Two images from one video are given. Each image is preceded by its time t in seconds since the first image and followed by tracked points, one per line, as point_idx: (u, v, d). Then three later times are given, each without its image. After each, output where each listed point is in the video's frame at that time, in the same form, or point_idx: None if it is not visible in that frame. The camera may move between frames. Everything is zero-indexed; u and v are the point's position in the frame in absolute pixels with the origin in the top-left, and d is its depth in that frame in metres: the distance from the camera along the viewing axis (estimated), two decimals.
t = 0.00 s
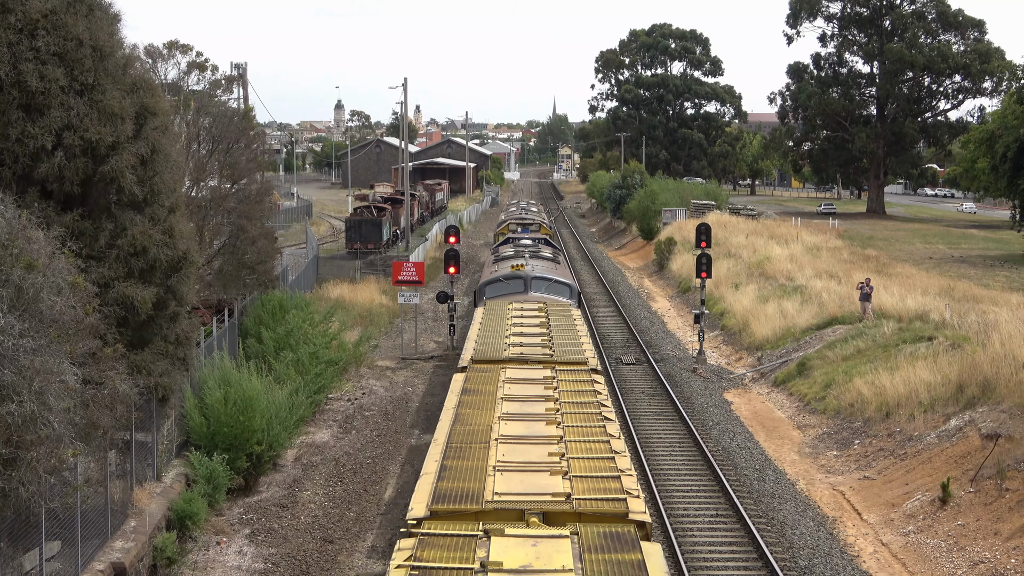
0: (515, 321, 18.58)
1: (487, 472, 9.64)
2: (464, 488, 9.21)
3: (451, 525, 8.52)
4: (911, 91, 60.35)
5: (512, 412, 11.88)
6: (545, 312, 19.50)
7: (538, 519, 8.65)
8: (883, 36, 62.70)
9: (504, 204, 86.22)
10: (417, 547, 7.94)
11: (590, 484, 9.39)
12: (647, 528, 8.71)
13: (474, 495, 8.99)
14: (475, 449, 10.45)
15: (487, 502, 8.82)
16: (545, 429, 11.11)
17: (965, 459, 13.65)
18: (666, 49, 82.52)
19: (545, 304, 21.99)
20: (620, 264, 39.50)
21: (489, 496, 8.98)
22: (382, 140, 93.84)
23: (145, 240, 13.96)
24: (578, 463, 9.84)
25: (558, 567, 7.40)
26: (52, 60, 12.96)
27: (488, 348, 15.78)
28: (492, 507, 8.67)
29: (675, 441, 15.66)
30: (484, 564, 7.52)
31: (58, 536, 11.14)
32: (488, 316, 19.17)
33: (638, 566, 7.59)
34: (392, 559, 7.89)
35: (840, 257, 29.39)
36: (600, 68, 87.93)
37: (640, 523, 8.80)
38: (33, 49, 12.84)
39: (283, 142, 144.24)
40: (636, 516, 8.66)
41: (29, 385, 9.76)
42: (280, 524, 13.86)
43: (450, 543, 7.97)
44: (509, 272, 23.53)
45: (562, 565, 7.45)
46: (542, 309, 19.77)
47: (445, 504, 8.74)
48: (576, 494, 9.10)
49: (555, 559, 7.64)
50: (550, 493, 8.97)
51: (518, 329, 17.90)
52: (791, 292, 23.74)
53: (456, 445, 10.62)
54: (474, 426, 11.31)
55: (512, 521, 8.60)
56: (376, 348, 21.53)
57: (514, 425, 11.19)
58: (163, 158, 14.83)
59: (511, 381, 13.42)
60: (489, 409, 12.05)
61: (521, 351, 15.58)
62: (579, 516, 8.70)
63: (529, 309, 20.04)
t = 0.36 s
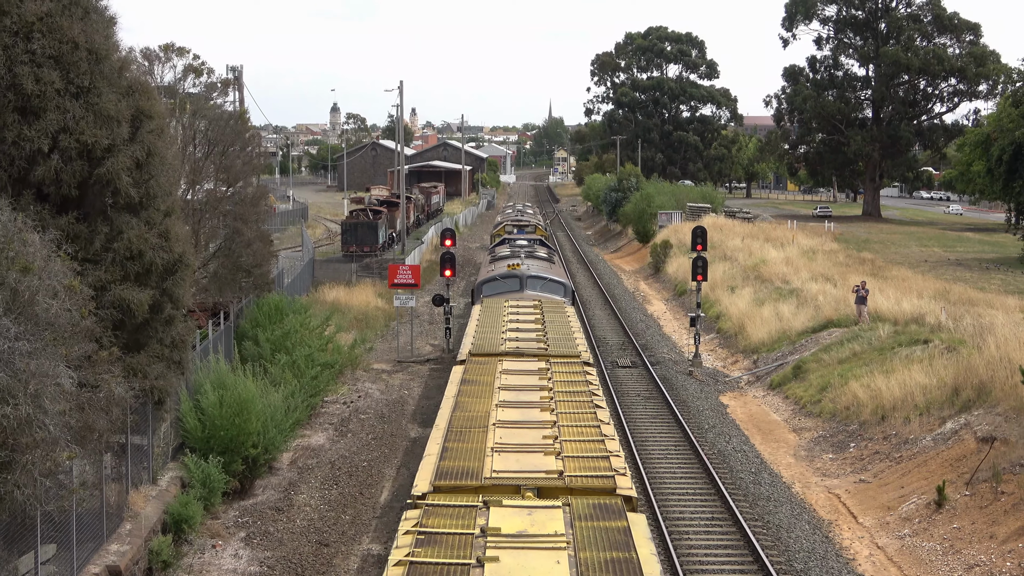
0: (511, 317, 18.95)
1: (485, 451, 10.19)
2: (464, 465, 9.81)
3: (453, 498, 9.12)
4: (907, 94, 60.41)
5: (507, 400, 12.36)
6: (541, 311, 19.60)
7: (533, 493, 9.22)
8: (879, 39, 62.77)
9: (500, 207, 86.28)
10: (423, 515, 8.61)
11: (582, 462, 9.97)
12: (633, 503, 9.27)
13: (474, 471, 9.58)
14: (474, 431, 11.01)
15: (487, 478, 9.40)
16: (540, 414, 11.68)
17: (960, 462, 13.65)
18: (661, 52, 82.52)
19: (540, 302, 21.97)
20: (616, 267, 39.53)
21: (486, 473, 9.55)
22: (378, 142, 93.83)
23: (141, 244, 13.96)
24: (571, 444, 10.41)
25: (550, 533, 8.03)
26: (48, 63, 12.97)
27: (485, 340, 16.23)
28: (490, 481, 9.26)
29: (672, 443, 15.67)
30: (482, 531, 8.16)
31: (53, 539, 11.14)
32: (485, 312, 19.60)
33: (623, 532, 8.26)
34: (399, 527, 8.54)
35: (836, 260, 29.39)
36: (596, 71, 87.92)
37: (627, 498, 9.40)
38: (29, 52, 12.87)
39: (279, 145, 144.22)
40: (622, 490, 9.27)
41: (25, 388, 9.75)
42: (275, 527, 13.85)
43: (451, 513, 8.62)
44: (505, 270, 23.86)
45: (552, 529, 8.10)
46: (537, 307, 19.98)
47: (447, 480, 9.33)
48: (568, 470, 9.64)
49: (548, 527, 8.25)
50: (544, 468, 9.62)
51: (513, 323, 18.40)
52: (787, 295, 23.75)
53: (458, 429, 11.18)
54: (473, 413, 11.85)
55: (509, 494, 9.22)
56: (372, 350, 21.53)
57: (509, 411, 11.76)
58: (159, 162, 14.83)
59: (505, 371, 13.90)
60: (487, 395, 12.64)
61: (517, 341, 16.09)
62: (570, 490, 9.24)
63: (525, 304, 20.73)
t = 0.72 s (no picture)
0: (507, 318, 19.73)
1: (483, 437, 11.20)
2: (463, 448, 10.85)
3: (454, 476, 10.14)
4: (902, 97, 60.49)
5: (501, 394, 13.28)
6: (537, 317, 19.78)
7: (528, 472, 10.26)
8: (874, 43, 62.80)
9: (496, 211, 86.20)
10: (428, 491, 9.70)
11: (573, 446, 11.00)
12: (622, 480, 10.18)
13: (474, 455, 10.59)
14: (473, 419, 12.02)
15: (486, 460, 10.40)
16: (534, 404, 12.74)
17: (956, 465, 13.66)
18: (657, 55, 82.43)
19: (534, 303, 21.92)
20: (612, 271, 39.51)
21: (486, 456, 10.53)
22: (373, 146, 93.73)
23: (136, 247, 13.96)
24: (563, 430, 11.37)
25: (543, 504, 9.15)
26: (44, 67, 12.99)
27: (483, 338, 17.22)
28: (490, 462, 10.26)
29: (668, 447, 15.68)
30: (483, 503, 9.28)
31: (50, 544, 11.14)
32: (481, 311, 20.55)
33: (611, 504, 9.39)
34: (406, 501, 9.64)
35: (832, 263, 29.42)
36: (592, 75, 87.96)
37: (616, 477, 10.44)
38: (25, 57, 12.89)
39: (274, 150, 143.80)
40: (610, 470, 10.26)
41: (21, 393, 9.75)
42: (272, 532, 13.84)
43: (454, 488, 9.70)
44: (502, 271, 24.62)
45: (545, 500, 9.26)
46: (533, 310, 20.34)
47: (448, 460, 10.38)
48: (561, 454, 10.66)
49: (542, 499, 9.40)
50: (539, 449, 10.65)
51: (508, 325, 19.11)
52: (783, 299, 23.77)
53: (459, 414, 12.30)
54: (471, 402, 12.89)
55: (507, 473, 10.26)
56: (368, 354, 21.52)
57: (506, 400, 12.85)
58: (155, 166, 14.83)
59: (503, 366, 14.88)
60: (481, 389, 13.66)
61: (512, 339, 17.05)
62: (562, 470, 10.30)
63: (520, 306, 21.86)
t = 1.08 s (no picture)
0: (503, 317, 20.18)
1: (480, 424, 11.75)
2: (461, 434, 11.35)
3: (454, 457, 10.68)
4: (898, 102, 60.58)
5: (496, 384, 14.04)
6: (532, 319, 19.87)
7: (523, 455, 10.83)
8: (870, 48, 62.90)
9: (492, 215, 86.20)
10: (430, 470, 10.13)
11: (566, 432, 11.58)
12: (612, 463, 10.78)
13: (471, 440, 11.10)
14: (471, 407, 12.58)
15: (483, 445, 10.94)
16: (529, 394, 13.31)
17: (951, 470, 13.67)
18: (652, 59, 82.41)
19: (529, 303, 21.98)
20: (608, 275, 39.54)
21: (483, 440, 11.06)
22: (369, 151, 93.75)
23: (132, 252, 13.93)
24: (556, 417, 12.00)
25: (538, 481, 9.69)
26: (39, 71, 12.98)
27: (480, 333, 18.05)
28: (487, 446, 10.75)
29: (663, 451, 15.69)
30: (482, 480, 9.80)
31: (44, 549, 11.13)
32: (477, 310, 21.11)
33: (601, 482, 9.94)
34: (409, 480, 10.05)
35: (828, 268, 29.46)
36: (588, 79, 88.01)
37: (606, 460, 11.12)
38: (20, 60, 12.89)
39: (269, 154, 143.70)
40: (601, 452, 10.95)
41: (16, 398, 9.76)
42: (268, 536, 13.83)
43: (453, 467, 10.20)
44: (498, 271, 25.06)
45: (540, 477, 9.81)
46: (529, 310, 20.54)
47: (448, 444, 10.88)
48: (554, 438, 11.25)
49: (536, 477, 9.97)
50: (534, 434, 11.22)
51: (502, 324, 19.38)
52: (778, 303, 23.80)
53: (455, 405, 12.81)
54: (469, 392, 13.43)
55: (504, 455, 10.81)
56: (364, 359, 21.51)
57: (503, 391, 13.47)
58: (150, 170, 14.80)
59: (498, 357, 15.67)
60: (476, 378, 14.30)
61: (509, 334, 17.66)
62: (555, 452, 10.89)
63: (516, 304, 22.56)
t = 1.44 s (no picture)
0: (499, 322, 20.78)
1: (479, 414, 12.61)
2: (461, 424, 12.14)
3: (454, 444, 11.46)
4: (892, 106, 60.61)
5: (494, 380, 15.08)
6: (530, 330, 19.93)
7: (518, 442, 11.52)
8: (864, 52, 62.95)
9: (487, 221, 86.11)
10: (432, 456, 10.88)
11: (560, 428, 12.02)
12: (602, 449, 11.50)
13: (469, 430, 11.86)
14: (470, 400, 13.47)
15: (481, 433, 11.68)
16: (525, 389, 14.18)
17: (948, 473, 13.67)
18: (647, 64, 82.39)
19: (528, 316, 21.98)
20: (603, 280, 39.51)
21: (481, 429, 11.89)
22: (364, 157, 93.69)
23: (127, 259, 13.93)
24: (550, 408, 12.84)
25: (533, 463, 10.43)
26: (33, 79, 12.99)
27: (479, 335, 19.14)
28: (485, 434, 11.46)
29: (660, 455, 15.69)
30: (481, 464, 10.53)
31: (41, 556, 11.11)
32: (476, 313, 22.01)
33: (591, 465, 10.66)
34: (413, 465, 10.80)
35: (824, 271, 29.48)
36: (582, 85, 87.96)
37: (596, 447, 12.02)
38: (14, 68, 12.89)
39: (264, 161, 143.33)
40: (591, 439, 11.76)
41: (12, 406, 9.76)
42: (265, 543, 13.81)
43: (455, 452, 10.93)
44: (494, 273, 25.55)
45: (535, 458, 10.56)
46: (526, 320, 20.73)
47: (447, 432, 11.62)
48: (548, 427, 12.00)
49: (531, 460, 10.72)
50: (528, 421, 11.96)
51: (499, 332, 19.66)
52: (775, 307, 23.81)
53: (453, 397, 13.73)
54: (468, 387, 14.34)
55: (501, 443, 11.56)
56: (359, 365, 21.50)
57: (500, 386, 14.37)
58: (146, 178, 14.82)
59: (495, 356, 16.84)
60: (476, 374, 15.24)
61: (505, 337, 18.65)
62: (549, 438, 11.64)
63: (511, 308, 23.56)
